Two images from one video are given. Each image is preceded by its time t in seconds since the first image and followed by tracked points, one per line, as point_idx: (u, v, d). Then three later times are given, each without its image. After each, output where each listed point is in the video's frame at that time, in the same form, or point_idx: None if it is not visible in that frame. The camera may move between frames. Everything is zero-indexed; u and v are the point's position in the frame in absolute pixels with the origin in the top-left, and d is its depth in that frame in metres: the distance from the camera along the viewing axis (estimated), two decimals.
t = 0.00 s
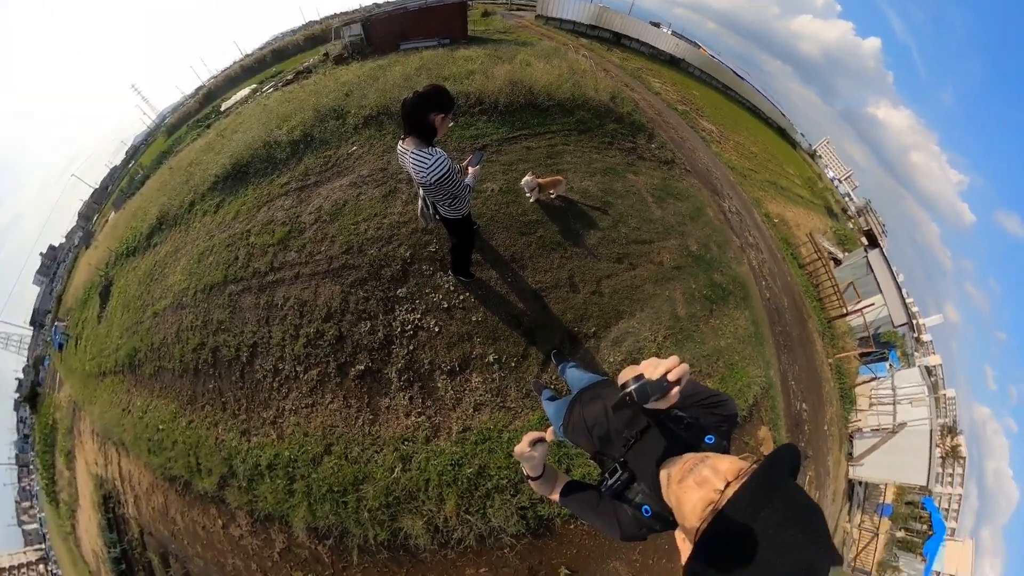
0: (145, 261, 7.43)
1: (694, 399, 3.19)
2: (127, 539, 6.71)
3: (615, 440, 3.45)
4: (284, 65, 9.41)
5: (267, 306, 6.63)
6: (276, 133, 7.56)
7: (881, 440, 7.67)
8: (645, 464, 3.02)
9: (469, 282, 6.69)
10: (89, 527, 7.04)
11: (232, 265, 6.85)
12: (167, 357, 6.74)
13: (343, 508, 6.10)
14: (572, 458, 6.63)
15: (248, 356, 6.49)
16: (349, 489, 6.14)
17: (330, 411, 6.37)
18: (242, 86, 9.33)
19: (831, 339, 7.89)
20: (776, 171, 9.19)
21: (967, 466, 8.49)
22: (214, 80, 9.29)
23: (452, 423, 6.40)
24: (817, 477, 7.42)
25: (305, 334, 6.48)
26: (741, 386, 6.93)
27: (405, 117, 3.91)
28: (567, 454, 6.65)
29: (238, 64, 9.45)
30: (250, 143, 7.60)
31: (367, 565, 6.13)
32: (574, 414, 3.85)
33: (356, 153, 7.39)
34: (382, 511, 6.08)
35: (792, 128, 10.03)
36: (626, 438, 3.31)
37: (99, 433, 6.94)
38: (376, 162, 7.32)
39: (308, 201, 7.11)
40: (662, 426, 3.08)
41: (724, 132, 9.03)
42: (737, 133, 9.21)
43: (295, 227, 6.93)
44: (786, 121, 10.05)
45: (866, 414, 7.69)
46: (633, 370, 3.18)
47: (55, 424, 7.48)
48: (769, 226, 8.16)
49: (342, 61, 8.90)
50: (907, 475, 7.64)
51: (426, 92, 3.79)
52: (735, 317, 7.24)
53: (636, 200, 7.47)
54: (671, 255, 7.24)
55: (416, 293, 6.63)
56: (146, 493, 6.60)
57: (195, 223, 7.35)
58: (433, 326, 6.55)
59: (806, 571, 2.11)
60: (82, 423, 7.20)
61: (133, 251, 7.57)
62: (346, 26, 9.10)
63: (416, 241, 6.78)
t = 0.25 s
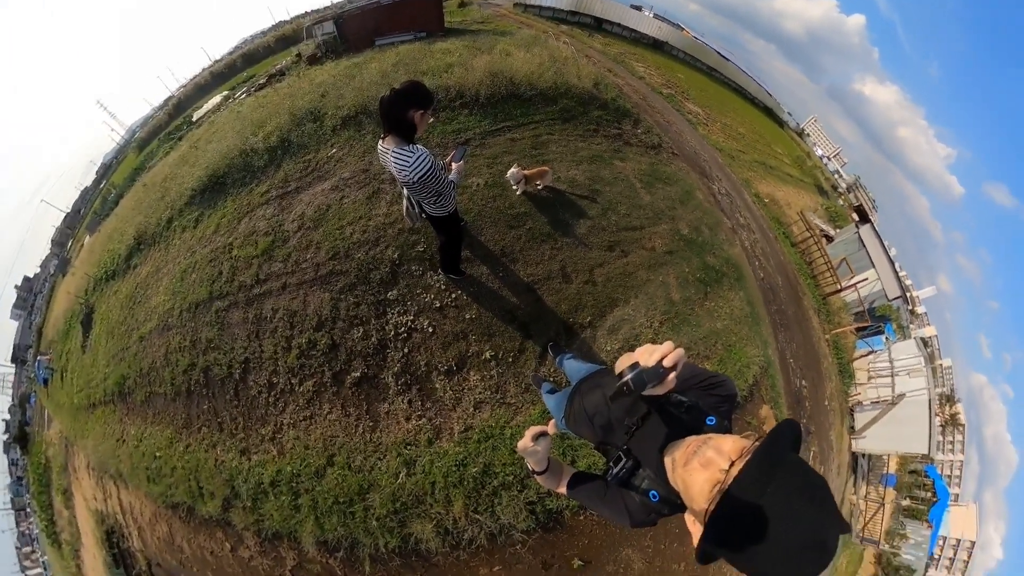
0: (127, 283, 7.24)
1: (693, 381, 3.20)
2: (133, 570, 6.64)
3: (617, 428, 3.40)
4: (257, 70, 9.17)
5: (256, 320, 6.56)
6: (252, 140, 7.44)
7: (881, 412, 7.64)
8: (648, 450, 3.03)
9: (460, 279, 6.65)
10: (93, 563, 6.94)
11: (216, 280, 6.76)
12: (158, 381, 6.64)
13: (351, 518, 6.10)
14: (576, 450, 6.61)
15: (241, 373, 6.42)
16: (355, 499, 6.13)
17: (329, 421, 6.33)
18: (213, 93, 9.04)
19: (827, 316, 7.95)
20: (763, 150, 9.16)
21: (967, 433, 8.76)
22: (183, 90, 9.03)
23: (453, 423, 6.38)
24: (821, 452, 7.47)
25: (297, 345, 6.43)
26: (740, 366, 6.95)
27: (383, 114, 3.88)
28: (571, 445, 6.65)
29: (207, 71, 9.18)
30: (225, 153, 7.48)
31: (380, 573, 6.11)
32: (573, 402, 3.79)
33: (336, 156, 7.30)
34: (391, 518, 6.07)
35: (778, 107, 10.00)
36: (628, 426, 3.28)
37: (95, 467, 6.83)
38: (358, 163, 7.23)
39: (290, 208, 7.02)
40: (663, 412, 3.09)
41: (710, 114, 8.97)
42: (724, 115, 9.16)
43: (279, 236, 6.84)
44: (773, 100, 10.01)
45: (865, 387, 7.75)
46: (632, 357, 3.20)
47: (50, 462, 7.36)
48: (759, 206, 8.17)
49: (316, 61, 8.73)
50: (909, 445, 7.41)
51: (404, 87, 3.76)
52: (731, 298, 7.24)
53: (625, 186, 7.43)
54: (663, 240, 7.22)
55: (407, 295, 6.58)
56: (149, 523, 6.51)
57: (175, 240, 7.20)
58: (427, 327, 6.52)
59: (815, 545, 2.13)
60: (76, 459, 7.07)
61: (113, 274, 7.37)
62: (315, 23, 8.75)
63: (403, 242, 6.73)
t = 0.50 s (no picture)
0: (109, 309, 7.10)
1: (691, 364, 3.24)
2: None
3: (620, 416, 3.37)
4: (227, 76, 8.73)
5: (246, 334, 6.50)
6: (228, 149, 7.32)
7: (881, 384, 7.84)
8: (652, 434, 3.04)
9: (452, 278, 6.63)
10: None
11: (201, 297, 6.68)
12: (151, 408, 6.53)
13: (361, 529, 6.02)
14: (580, 441, 6.61)
15: (235, 390, 6.35)
16: (362, 509, 6.06)
17: (329, 433, 6.29)
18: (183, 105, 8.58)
19: (822, 292, 7.98)
20: (750, 131, 9.14)
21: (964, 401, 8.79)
22: (152, 102, 8.44)
23: (455, 424, 6.37)
24: (824, 428, 7.57)
25: (290, 358, 6.37)
26: (737, 346, 6.97)
27: (363, 114, 3.84)
28: (574, 436, 6.65)
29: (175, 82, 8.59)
30: (201, 164, 7.34)
31: None
32: (574, 392, 3.76)
33: (316, 160, 7.22)
34: (401, 524, 6.03)
35: (764, 87, 9.94)
36: (630, 412, 3.26)
37: (94, 502, 6.71)
38: (339, 166, 7.16)
39: (272, 217, 6.93)
40: (665, 395, 3.10)
41: (696, 97, 8.93)
42: (710, 98, 9.12)
43: (263, 247, 6.77)
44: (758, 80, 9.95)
45: (863, 360, 7.87)
46: (628, 344, 3.26)
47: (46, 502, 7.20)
48: (749, 186, 8.17)
49: (290, 63, 8.56)
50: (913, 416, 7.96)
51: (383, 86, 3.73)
52: (725, 281, 7.25)
53: (613, 173, 7.40)
54: (654, 226, 7.20)
55: (398, 297, 6.56)
56: (154, 555, 6.39)
57: (155, 259, 7.09)
58: (421, 328, 6.50)
59: (825, 511, 2.18)
60: (74, 496, 6.96)
61: (94, 300, 7.22)
62: (286, 24, 8.54)
63: (390, 245, 6.69)
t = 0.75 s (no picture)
0: (93, 333, 6.95)
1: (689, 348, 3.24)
2: None
3: (621, 404, 3.33)
4: (198, 81, 8.57)
5: (237, 348, 6.43)
6: (205, 157, 7.18)
7: (877, 360, 7.74)
8: (656, 417, 3.04)
9: (443, 275, 6.58)
10: None
11: (188, 313, 6.58)
12: (145, 432, 6.42)
13: (370, 537, 6.03)
14: (583, 430, 6.58)
15: (230, 405, 6.28)
16: (369, 517, 6.06)
17: (329, 442, 6.26)
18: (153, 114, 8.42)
19: (815, 272, 8.03)
20: (738, 114, 9.10)
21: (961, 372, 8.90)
22: (121, 113, 8.34)
23: (456, 424, 6.34)
24: (823, 404, 7.62)
25: (284, 369, 6.31)
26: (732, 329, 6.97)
27: (345, 111, 3.77)
28: (576, 426, 6.61)
29: (144, 90, 8.43)
30: (177, 175, 7.20)
31: None
32: (573, 383, 3.74)
33: (296, 163, 7.09)
34: (410, 528, 6.04)
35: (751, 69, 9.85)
36: (632, 399, 3.24)
37: (94, 533, 6.59)
38: (321, 168, 7.05)
39: (255, 225, 6.82)
40: (666, 379, 3.12)
41: (682, 80, 8.86)
42: (697, 81, 9.05)
43: (247, 257, 6.67)
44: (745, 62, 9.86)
45: (859, 337, 7.85)
46: (624, 330, 3.26)
47: (47, 539, 7.07)
48: (739, 169, 8.16)
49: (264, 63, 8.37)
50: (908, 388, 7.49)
51: (365, 81, 3.66)
52: (719, 265, 7.23)
53: (601, 161, 7.35)
54: (645, 213, 7.17)
55: (389, 299, 6.51)
56: None
57: (137, 276, 6.93)
58: (415, 328, 6.46)
59: (833, 481, 2.18)
60: (74, 528, 6.80)
61: (76, 326, 7.06)
62: (257, 23, 8.33)
63: (378, 246, 6.62)
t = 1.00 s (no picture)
0: (77, 362, 6.78)
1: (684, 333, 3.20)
2: None
3: (621, 394, 3.29)
4: (166, 91, 8.35)
5: (226, 364, 6.31)
6: (180, 168, 7.02)
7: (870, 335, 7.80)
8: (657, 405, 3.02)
9: (432, 274, 6.51)
10: None
11: (172, 333, 6.45)
12: (140, 460, 6.31)
13: (379, 545, 5.99)
14: (584, 422, 6.57)
15: (225, 423, 6.18)
16: (377, 524, 6.01)
17: (330, 453, 6.17)
18: (122, 128, 8.23)
19: (806, 251, 8.03)
20: (723, 97, 9.05)
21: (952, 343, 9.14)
22: (87, 129, 8.12)
23: (456, 424, 6.29)
24: (819, 380, 7.65)
25: (277, 382, 6.21)
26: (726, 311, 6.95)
27: (321, 112, 3.69)
28: (576, 418, 6.60)
29: (110, 102, 8.28)
30: (151, 190, 7.02)
31: None
32: (570, 375, 3.71)
33: (274, 168, 6.95)
34: (418, 532, 5.99)
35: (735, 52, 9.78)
36: (632, 389, 3.20)
37: (97, 567, 6.49)
38: (300, 172, 6.91)
39: (236, 236, 6.68)
40: (664, 365, 3.09)
41: (665, 65, 8.78)
42: (680, 65, 8.98)
43: (229, 269, 6.53)
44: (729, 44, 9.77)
45: (851, 314, 7.91)
46: (619, 321, 3.24)
47: None
48: (726, 152, 8.13)
49: (234, 67, 8.16)
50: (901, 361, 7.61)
51: (342, 80, 3.62)
52: (710, 249, 7.19)
53: (586, 149, 7.28)
54: (634, 200, 7.13)
55: (379, 303, 6.42)
56: None
57: (117, 299, 6.77)
58: (407, 330, 6.39)
59: (834, 457, 2.18)
60: (76, 564, 6.67)
61: (58, 356, 6.88)
62: (225, 24, 8.17)
63: (364, 248, 6.52)
